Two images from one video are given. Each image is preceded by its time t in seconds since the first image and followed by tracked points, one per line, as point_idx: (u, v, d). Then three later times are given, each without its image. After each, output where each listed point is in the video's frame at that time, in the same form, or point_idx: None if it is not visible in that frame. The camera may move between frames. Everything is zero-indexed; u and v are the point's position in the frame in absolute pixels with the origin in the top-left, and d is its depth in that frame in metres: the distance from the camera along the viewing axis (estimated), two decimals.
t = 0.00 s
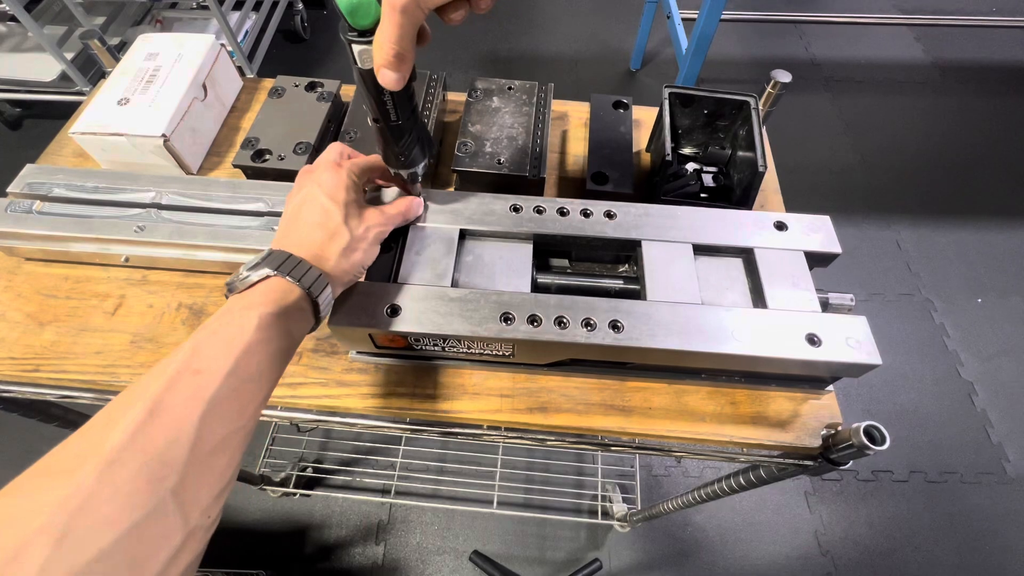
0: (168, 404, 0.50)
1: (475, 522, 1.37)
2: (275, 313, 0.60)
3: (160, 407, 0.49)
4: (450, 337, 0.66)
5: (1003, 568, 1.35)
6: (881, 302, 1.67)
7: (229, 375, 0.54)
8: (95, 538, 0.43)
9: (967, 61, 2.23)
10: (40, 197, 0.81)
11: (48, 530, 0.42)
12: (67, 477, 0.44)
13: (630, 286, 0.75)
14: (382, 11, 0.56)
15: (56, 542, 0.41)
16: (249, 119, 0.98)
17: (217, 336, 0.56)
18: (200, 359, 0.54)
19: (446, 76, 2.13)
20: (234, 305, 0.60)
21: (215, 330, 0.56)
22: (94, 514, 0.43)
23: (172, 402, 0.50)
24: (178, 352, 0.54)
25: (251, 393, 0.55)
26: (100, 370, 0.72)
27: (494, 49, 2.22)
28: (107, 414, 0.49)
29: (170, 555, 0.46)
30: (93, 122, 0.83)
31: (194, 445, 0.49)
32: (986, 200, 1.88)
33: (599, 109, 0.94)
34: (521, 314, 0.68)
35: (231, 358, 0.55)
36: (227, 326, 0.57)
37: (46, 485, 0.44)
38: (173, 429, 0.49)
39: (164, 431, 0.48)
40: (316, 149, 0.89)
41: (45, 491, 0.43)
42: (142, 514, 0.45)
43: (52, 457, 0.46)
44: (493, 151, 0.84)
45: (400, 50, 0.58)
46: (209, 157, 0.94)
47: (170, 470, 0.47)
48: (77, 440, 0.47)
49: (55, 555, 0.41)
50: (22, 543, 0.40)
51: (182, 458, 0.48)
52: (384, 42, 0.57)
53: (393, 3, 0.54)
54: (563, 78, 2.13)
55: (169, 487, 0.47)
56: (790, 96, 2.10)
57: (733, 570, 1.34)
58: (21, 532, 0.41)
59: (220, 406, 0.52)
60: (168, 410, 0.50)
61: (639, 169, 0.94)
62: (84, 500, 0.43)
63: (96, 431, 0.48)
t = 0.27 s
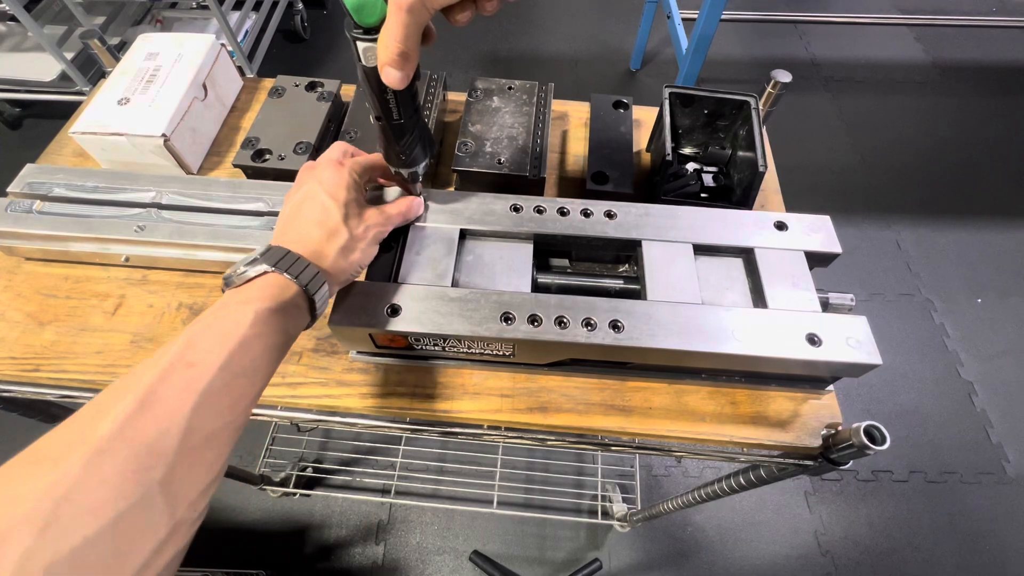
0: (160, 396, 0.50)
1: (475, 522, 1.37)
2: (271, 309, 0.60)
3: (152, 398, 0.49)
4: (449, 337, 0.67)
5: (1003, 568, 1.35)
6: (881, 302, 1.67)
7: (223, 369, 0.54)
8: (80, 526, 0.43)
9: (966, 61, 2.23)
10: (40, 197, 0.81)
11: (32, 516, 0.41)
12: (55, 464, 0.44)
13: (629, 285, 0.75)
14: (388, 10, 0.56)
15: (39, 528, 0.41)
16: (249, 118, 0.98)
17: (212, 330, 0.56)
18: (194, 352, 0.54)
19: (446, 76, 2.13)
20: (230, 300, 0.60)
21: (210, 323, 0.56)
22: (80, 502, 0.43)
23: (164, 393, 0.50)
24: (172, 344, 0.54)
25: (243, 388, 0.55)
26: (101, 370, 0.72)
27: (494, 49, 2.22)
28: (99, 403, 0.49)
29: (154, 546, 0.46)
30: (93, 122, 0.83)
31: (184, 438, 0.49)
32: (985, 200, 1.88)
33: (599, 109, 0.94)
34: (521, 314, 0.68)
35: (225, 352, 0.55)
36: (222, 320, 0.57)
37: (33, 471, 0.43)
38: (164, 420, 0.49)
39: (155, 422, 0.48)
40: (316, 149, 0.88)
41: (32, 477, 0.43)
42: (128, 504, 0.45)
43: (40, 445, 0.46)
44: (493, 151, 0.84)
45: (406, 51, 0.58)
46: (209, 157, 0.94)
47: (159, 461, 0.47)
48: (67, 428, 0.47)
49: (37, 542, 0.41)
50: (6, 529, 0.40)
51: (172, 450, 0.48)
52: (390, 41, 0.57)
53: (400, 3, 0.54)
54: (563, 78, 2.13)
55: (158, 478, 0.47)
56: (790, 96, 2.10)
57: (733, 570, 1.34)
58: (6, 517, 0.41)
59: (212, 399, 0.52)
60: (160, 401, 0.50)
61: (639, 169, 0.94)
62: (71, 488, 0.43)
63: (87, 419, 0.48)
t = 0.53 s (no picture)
0: (154, 390, 0.50)
1: (475, 523, 1.37)
2: (267, 309, 0.60)
3: (146, 393, 0.49)
4: (449, 337, 0.67)
5: (1003, 568, 1.35)
6: (881, 301, 1.67)
7: (218, 366, 0.54)
8: (68, 517, 0.43)
9: (966, 61, 2.23)
10: (40, 197, 0.81)
11: (21, 506, 0.42)
12: (47, 455, 0.44)
13: (629, 285, 0.75)
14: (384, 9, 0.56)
15: (27, 518, 0.41)
16: (249, 118, 0.99)
17: (209, 327, 0.56)
18: (190, 348, 0.54)
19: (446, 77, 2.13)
20: (227, 300, 0.60)
21: (207, 320, 0.57)
22: (69, 494, 0.43)
23: (159, 388, 0.50)
24: (169, 340, 0.54)
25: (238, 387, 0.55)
26: (100, 370, 0.72)
27: (494, 49, 2.22)
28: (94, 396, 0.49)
29: (141, 540, 0.45)
30: (93, 122, 0.83)
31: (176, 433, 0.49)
32: (985, 200, 1.88)
33: (599, 109, 0.94)
34: (521, 314, 0.68)
35: (221, 349, 0.55)
36: (219, 319, 0.57)
37: (26, 461, 0.44)
38: (156, 415, 0.49)
39: (148, 417, 0.48)
40: (316, 149, 0.89)
41: (24, 467, 0.43)
42: (117, 497, 0.45)
43: (35, 435, 0.46)
44: (493, 151, 0.84)
45: (400, 51, 0.58)
46: (209, 157, 0.94)
47: (150, 455, 0.47)
48: (61, 421, 0.47)
49: (25, 532, 0.41)
50: None
51: (163, 445, 0.48)
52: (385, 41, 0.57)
53: (394, 6, 0.54)
54: (562, 78, 2.13)
55: (148, 473, 0.47)
56: (790, 96, 2.10)
57: (733, 570, 1.34)
58: None
59: (206, 396, 0.52)
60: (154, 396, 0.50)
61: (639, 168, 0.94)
62: (61, 479, 0.43)
63: (81, 411, 0.48)
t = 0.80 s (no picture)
0: (181, 392, 0.50)
1: (475, 522, 1.37)
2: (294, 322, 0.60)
3: (173, 396, 0.49)
4: (450, 337, 0.66)
5: (1003, 569, 1.35)
6: (881, 302, 1.67)
7: (242, 370, 0.54)
8: (91, 515, 0.43)
9: (966, 61, 2.23)
10: (39, 196, 0.81)
11: (49, 505, 0.42)
12: (76, 456, 0.44)
13: (629, 285, 0.75)
14: None
15: (54, 517, 0.42)
16: (249, 118, 0.98)
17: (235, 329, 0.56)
18: (215, 352, 0.54)
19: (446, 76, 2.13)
20: (249, 304, 0.60)
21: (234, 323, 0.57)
22: (96, 494, 0.43)
23: (186, 390, 0.50)
24: (198, 341, 0.54)
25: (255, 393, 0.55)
26: (100, 370, 0.72)
27: (494, 49, 2.22)
28: (125, 393, 0.50)
29: (161, 541, 0.46)
30: (93, 122, 0.83)
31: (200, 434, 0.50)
32: (985, 200, 1.88)
33: (599, 109, 0.94)
34: (521, 314, 0.67)
35: (245, 355, 0.55)
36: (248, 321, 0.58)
37: (53, 461, 0.44)
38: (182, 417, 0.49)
39: (174, 419, 0.49)
40: (316, 149, 0.88)
41: (52, 467, 0.44)
42: (141, 498, 0.45)
43: (63, 431, 0.46)
44: (493, 151, 0.84)
45: None
46: (209, 157, 0.94)
47: (175, 458, 0.48)
48: (87, 420, 0.47)
49: (53, 531, 0.41)
50: (24, 514, 0.41)
51: (188, 447, 0.48)
52: None
53: None
54: (562, 78, 2.13)
55: (169, 474, 0.47)
56: (791, 96, 2.10)
57: (733, 570, 1.34)
58: (24, 504, 0.41)
59: (230, 400, 0.52)
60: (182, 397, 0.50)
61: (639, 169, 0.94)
62: (89, 478, 0.44)
63: (108, 410, 0.48)
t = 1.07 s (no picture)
0: (179, 400, 0.50)
1: (475, 523, 1.37)
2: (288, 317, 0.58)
3: (172, 404, 0.50)
4: (450, 337, 0.67)
5: (1003, 569, 1.35)
6: (881, 302, 1.67)
7: (242, 380, 0.53)
8: (87, 519, 0.44)
9: (966, 61, 2.23)
10: (39, 197, 0.81)
11: (44, 507, 0.43)
12: (73, 459, 0.45)
13: (629, 285, 0.75)
14: None
15: (48, 519, 0.43)
16: (249, 119, 0.98)
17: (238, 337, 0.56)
18: (216, 359, 0.53)
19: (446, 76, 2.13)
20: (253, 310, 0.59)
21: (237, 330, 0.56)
22: (88, 498, 0.44)
23: (183, 398, 0.50)
24: (198, 348, 0.54)
25: (254, 395, 0.54)
26: (100, 370, 0.72)
27: (494, 49, 2.22)
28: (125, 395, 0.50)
29: (150, 545, 0.46)
30: (93, 122, 0.83)
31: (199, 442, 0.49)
32: (985, 200, 1.88)
33: (599, 110, 0.94)
34: (521, 314, 0.68)
35: (246, 363, 0.54)
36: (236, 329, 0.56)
37: (53, 463, 0.45)
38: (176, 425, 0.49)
39: (169, 428, 0.49)
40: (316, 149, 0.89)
41: (51, 469, 0.45)
42: (135, 503, 0.46)
43: (66, 431, 0.48)
44: (493, 151, 0.84)
45: None
46: (209, 157, 0.94)
47: (168, 466, 0.48)
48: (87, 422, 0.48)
49: (48, 532, 0.43)
50: (22, 514, 0.43)
51: (181, 456, 0.48)
52: None
53: None
54: (562, 78, 2.13)
55: (163, 480, 0.47)
56: (791, 96, 2.10)
57: (733, 570, 1.34)
58: (23, 505, 0.43)
59: (227, 409, 0.52)
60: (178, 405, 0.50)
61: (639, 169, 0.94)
62: (83, 483, 0.44)
63: (108, 415, 0.48)
